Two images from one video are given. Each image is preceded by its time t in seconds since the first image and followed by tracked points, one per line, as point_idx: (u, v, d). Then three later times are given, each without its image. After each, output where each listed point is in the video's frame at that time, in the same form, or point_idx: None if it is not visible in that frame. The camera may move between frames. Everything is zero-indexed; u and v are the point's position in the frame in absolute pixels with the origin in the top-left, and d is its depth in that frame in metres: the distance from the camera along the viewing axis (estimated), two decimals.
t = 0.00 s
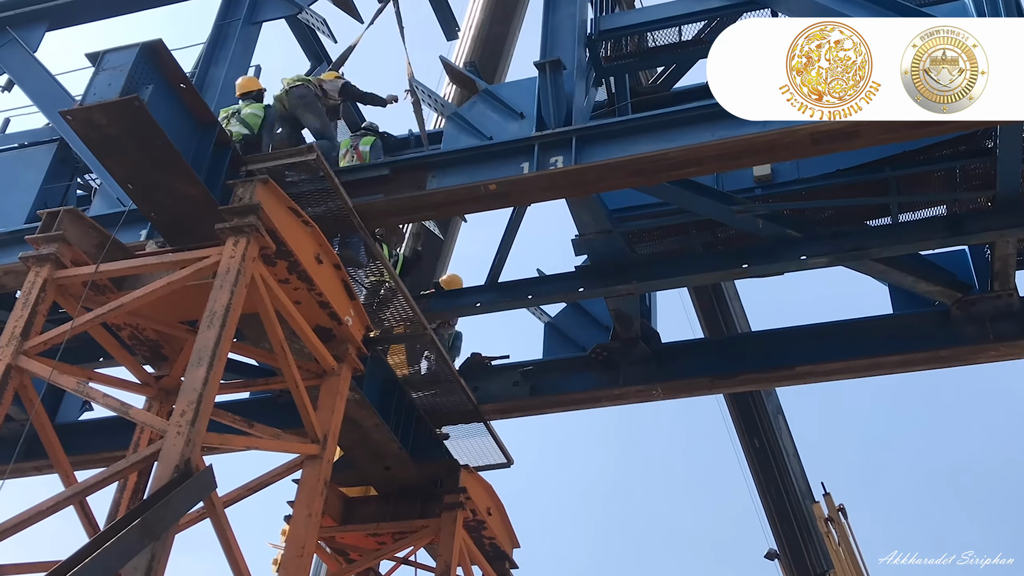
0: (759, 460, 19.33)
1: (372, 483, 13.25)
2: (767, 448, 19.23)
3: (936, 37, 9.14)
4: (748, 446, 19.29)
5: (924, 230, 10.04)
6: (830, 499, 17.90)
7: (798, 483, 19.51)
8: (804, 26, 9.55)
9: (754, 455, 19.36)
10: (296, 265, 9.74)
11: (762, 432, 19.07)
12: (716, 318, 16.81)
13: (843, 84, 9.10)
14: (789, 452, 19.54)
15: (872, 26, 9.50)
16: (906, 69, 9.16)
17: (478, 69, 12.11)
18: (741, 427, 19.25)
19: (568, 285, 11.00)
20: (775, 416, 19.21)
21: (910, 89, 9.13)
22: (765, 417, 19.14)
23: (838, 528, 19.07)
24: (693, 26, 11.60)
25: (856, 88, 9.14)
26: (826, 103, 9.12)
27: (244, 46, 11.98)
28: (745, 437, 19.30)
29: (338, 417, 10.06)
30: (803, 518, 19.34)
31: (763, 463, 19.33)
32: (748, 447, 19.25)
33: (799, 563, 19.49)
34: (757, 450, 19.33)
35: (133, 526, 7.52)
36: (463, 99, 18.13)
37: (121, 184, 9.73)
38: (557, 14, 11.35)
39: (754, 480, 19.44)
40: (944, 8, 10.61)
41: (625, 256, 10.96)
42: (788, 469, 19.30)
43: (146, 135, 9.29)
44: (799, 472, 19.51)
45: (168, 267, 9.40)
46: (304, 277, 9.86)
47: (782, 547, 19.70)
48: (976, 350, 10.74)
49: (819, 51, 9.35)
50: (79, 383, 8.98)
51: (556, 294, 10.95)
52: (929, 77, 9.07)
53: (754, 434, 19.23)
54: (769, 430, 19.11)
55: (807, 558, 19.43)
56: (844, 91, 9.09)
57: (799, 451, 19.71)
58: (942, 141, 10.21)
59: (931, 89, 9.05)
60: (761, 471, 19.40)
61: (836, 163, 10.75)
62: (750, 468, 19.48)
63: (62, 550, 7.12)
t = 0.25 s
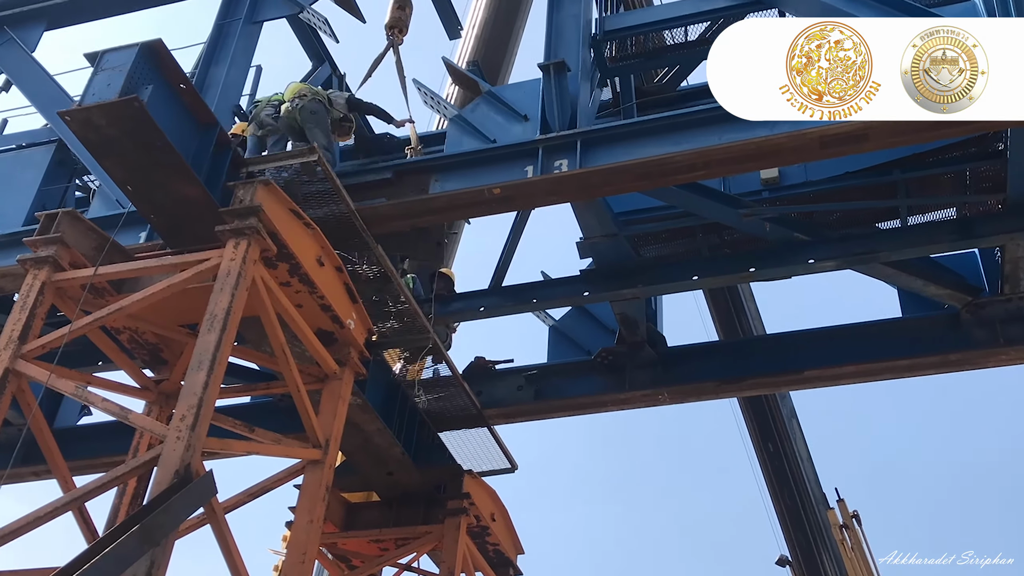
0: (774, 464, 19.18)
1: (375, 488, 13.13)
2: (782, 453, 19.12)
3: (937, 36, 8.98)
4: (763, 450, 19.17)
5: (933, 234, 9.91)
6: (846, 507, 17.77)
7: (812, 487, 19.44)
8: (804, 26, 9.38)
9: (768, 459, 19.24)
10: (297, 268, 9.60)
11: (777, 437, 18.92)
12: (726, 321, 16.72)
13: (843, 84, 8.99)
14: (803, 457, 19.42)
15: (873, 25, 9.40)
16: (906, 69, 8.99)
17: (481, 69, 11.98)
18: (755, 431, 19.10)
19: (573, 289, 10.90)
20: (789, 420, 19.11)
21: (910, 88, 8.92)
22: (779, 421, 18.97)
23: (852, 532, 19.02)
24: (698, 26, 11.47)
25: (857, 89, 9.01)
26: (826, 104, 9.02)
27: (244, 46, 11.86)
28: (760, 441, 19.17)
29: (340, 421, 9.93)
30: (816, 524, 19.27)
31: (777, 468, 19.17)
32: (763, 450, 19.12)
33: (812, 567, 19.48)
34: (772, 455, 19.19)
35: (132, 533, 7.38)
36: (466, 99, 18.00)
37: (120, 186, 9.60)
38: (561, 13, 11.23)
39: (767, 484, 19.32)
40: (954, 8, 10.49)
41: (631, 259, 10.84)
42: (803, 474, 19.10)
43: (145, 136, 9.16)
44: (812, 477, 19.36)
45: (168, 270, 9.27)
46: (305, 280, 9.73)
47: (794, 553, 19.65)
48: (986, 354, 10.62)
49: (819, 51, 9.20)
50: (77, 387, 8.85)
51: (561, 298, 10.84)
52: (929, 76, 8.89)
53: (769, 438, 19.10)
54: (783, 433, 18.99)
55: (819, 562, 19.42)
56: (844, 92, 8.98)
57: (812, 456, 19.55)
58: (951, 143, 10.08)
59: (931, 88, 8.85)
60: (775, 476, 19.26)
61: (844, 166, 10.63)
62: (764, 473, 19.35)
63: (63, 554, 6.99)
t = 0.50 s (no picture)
0: (782, 467, 19.06)
1: (378, 492, 13.01)
2: (790, 455, 18.97)
3: (936, 36, 9.02)
4: (770, 452, 19.03)
5: (943, 234, 9.79)
6: (856, 510, 17.64)
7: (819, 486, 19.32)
8: (804, 26, 9.37)
9: (776, 461, 19.11)
10: (300, 269, 9.47)
11: (786, 439, 18.79)
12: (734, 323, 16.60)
13: (842, 84, 8.99)
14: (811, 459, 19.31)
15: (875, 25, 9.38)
16: (906, 69, 8.96)
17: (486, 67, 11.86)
18: (764, 434, 18.97)
19: (579, 290, 10.80)
20: (798, 422, 18.99)
21: (910, 88, 8.85)
22: (788, 423, 18.85)
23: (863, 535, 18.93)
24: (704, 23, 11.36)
25: (856, 88, 9.00)
26: (826, 104, 9.01)
27: (246, 43, 11.75)
28: (768, 444, 19.03)
29: (342, 423, 9.81)
30: (826, 527, 19.11)
31: (786, 471, 19.03)
32: (772, 453, 19.00)
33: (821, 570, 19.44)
34: (781, 457, 19.05)
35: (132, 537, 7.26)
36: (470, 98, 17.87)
37: (120, 185, 9.48)
38: (567, 11, 11.11)
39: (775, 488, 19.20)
40: (965, 6, 10.38)
41: (638, 260, 10.73)
42: (812, 477, 18.97)
43: (146, 135, 9.04)
44: (821, 480, 19.25)
45: (169, 270, 9.15)
46: (308, 281, 9.60)
47: (803, 557, 19.57)
48: (998, 355, 10.51)
49: (819, 51, 9.20)
50: (77, 389, 8.73)
51: (567, 299, 10.73)
52: (929, 76, 8.83)
53: (777, 440, 18.95)
54: (791, 435, 18.85)
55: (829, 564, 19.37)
56: (844, 91, 8.97)
57: (821, 459, 19.42)
58: (962, 142, 9.95)
59: (931, 88, 8.78)
60: (783, 479, 19.14)
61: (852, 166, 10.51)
62: (773, 476, 19.23)
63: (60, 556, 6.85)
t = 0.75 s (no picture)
0: (789, 470, 18.93)
1: (381, 495, 12.90)
2: (798, 458, 18.82)
3: (936, 36, 8.96)
4: (778, 455, 18.87)
5: (953, 235, 9.68)
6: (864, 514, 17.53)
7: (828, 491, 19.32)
8: (804, 25, 9.23)
9: (783, 464, 18.97)
10: (302, 270, 9.35)
11: (794, 442, 18.64)
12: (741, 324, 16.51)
13: (843, 85, 8.93)
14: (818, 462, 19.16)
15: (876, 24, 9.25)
16: (906, 69, 8.87)
17: (489, 66, 11.75)
18: (770, 437, 18.81)
19: (583, 291, 10.69)
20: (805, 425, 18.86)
21: (910, 88, 8.77)
22: (795, 425, 18.71)
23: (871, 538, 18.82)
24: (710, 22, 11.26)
25: (856, 89, 8.95)
26: (826, 104, 8.94)
27: (246, 42, 11.65)
28: (775, 446, 18.87)
29: (345, 426, 9.69)
30: (834, 532, 18.94)
31: (793, 474, 18.92)
32: (779, 456, 18.85)
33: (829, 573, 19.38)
34: (788, 460, 18.90)
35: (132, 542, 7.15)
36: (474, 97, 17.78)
37: (119, 185, 9.36)
38: (571, 9, 11.00)
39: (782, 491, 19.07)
40: (974, 4, 10.27)
41: (644, 261, 10.62)
42: (819, 480, 18.87)
43: (145, 134, 8.92)
44: (828, 483, 19.14)
45: (168, 271, 9.03)
46: (309, 282, 9.48)
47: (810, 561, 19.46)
48: (1007, 357, 10.44)
49: (819, 51, 9.10)
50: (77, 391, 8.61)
51: (572, 301, 10.62)
52: (930, 77, 8.74)
53: (784, 443, 18.83)
54: (798, 438, 18.69)
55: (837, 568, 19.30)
56: (844, 92, 8.91)
57: (827, 462, 19.32)
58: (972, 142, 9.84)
59: (931, 88, 8.70)
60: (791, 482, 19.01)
61: (860, 166, 10.39)
62: (780, 479, 19.11)
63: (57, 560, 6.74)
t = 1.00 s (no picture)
0: (797, 474, 18.80)
1: (383, 501, 12.78)
2: (806, 462, 18.71)
3: (936, 36, 8.97)
4: (786, 459, 18.77)
5: (962, 237, 9.55)
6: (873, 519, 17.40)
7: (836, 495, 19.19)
8: (804, 26, 9.21)
9: (791, 468, 18.85)
10: (302, 272, 9.23)
11: (802, 446, 18.53)
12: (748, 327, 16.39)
13: (843, 84, 8.86)
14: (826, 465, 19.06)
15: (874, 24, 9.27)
16: (906, 68, 8.82)
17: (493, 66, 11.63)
18: (778, 442, 18.70)
19: (588, 294, 10.57)
20: (814, 428, 18.74)
21: (910, 88, 8.67)
22: (804, 429, 18.59)
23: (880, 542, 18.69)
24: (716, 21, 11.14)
25: (856, 89, 8.88)
26: (826, 104, 8.85)
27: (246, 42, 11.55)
28: (783, 450, 18.77)
29: (346, 431, 9.56)
30: (842, 536, 18.82)
31: (801, 478, 18.79)
32: (787, 460, 18.74)
33: None
34: (796, 464, 18.79)
35: (129, 549, 7.02)
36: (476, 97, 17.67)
37: (118, 186, 9.25)
38: (575, 9, 10.89)
39: (790, 496, 18.94)
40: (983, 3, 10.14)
41: (649, 264, 10.51)
42: (828, 485, 18.74)
43: (144, 135, 8.80)
44: (837, 487, 19.03)
45: (167, 274, 8.91)
46: (310, 284, 9.36)
47: (818, 564, 19.33)
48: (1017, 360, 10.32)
49: (818, 51, 9.11)
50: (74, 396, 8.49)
51: (576, 303, 10.50)
52: (930, 76, 8.68)
53: (793, 447, 18.72)
54: (807, 442, 18.58)
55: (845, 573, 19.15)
56: (844, 92, 8.84)
57: (835, 465, 19.19)
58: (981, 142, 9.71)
59: (931, 88, 8.61)
60: (798, 486, 18.88)
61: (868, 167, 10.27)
62: (787, 483, 18.98)
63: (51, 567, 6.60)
